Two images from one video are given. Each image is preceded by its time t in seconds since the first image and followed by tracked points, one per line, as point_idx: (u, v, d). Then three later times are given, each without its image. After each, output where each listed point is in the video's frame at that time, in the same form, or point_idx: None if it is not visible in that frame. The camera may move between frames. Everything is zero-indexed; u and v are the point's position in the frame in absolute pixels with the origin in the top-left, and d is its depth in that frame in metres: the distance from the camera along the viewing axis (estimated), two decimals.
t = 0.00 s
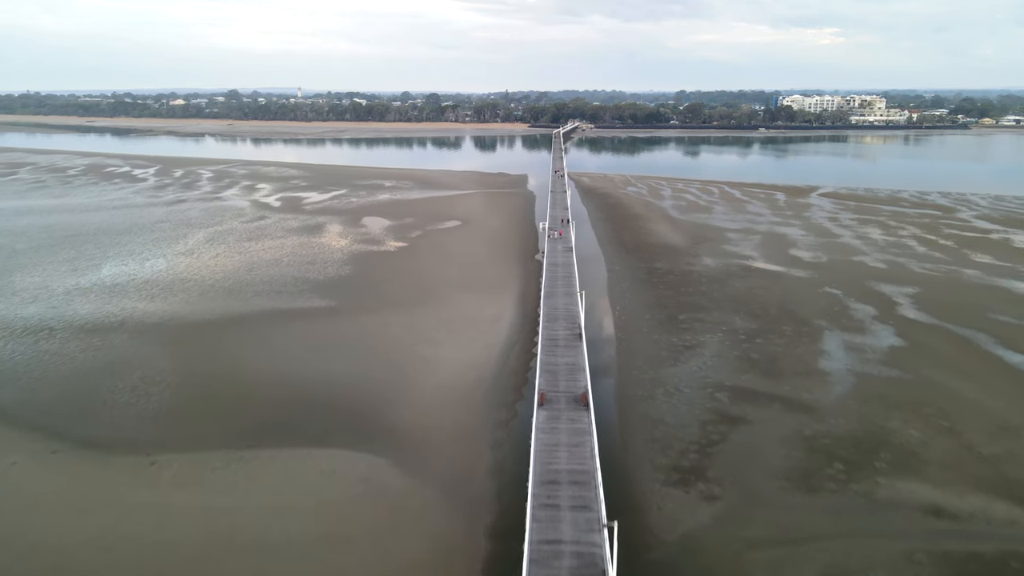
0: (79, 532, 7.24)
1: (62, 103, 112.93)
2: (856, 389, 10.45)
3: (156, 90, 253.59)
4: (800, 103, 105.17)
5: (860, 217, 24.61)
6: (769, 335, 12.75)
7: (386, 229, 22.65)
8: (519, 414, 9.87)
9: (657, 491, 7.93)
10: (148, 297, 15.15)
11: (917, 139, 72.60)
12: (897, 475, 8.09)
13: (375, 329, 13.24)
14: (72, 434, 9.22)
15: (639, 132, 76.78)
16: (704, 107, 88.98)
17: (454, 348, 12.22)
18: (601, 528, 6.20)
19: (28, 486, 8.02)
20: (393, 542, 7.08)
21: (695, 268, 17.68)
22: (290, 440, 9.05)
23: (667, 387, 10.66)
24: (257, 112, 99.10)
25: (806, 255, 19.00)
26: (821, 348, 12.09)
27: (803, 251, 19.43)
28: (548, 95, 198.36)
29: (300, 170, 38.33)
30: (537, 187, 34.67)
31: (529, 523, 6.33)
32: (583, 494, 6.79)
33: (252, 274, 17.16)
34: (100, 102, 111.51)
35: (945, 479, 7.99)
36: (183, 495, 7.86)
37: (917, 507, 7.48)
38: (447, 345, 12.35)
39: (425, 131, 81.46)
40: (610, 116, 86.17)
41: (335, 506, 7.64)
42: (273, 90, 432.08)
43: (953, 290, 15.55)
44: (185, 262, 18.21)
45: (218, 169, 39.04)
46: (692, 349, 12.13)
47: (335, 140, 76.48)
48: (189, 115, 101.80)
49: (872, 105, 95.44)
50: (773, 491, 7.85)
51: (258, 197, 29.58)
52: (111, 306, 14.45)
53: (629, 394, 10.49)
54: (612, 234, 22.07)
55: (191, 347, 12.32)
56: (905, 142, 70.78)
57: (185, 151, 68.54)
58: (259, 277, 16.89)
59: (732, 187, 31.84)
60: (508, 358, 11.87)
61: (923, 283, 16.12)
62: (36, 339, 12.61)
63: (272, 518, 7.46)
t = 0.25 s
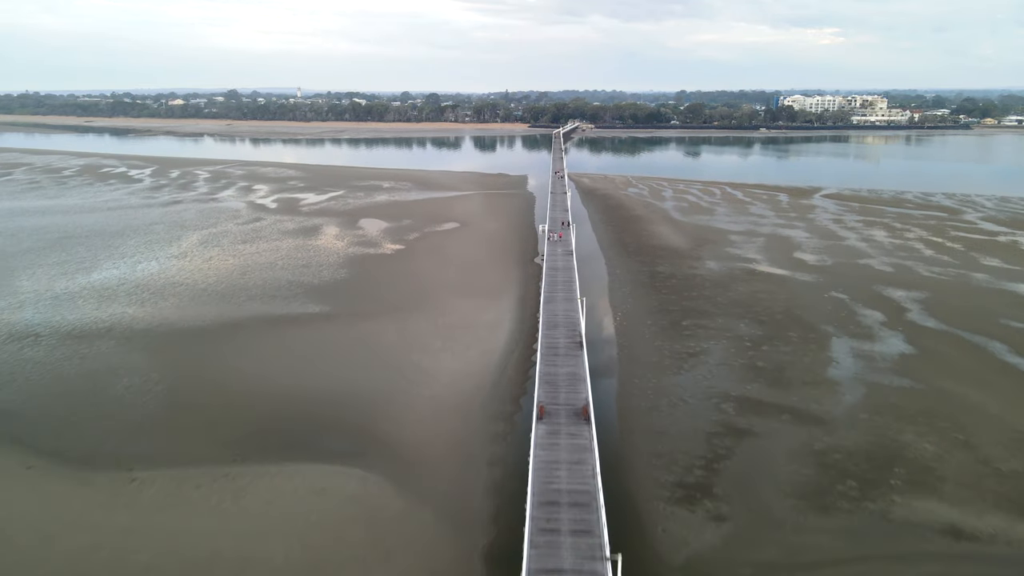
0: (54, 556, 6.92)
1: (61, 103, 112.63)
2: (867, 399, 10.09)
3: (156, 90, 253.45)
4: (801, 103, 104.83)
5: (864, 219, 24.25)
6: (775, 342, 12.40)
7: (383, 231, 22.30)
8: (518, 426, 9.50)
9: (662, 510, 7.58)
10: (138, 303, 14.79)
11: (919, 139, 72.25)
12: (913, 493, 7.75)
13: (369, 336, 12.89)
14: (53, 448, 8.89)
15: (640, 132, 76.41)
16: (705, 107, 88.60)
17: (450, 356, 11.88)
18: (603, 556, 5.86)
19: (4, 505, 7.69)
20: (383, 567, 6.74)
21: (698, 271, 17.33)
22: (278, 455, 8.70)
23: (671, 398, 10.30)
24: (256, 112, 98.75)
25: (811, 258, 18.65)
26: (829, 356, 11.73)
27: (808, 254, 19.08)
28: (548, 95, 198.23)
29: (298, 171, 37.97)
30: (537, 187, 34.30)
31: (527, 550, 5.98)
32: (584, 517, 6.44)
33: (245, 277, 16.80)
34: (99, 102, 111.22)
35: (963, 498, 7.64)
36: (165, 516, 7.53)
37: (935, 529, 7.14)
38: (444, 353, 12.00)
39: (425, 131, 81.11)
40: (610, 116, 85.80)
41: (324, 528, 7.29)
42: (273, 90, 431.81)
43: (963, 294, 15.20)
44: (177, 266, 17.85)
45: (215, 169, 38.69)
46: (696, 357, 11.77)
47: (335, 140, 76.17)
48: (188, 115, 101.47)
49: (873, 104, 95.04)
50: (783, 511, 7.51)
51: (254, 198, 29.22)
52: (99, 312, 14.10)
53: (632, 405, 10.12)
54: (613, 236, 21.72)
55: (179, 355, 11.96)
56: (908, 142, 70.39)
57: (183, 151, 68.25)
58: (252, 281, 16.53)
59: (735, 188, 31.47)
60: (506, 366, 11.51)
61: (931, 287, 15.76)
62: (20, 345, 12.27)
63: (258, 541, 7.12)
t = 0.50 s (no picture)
0: None
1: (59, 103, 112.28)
2: (879, 411, 9.72)
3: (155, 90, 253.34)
4: (802, 103, 104.52)
5: (869, 221, 23.88)
6: (781, 349, 12.05)
7: (380, 233, 21.96)
8: (516, 439, 9.13)
9: (667, 531, 7.24)
10: (127, 308, 14.45)
11: (921, 140, 71.90)
12: (930, 513, 7.40)
13: (363, 344, 12.55)
14: (31, 463, 8.55)
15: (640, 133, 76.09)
16: (705, 108, 88.24)
17: (446, 364, 11.52)
18: None
19: None
20: None
21: (701, 275, 16.98)
22: (265, 472, 8.36)
23: (675, 409, 9.94)
24: (255, 112, 98.40)
25: (816, 261, 18.28)
26: (837, 364, 11.38)
27: (813, 257, 18.73)
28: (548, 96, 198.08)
29: (295, 171, 37.61)
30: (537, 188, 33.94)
31: None
32: (585, 542, 6.09)
33: (238, 282, 16.44)
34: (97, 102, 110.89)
35: (983, 518, 7.30)
36: (145, 537, 7.18)
37: (955, 551, 6.79)
38: (439, 362, 11.66)
39: (424, 131, 80.76)
40: (610, 117, 85.44)
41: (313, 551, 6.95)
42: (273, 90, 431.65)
43: (972, 299, 14.85)
44: (169, 269, 17.50)
45: (212, 170, 38.36)
46: (701, 366, 11.43)
47: (334, 140, 75.85)
48: (187, 116, 101.16)
49: (875, 105, 94.75)
50: (794, 532, 7.16)
51: (250, 199, 28.87)
52: (86, 318, 13.75)
53: (634, 417, 9.76)
54: (614, 239, 21.36)
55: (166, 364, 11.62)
56: (909, 142, 70.07)
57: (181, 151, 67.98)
58: (245, 285, 16.18)
59: (736, 189, 31.13)
60: (504, 375, 11.15)
61: (940, 291, 15.41)
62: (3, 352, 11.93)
63: (242, 565, 6.77)
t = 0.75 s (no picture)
0: None
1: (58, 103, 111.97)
2: (891, 423, 9.38)
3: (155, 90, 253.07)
4: (803, 104, 104.17)
5: (873, 223, 23.52)
6: (788, 356, 11.70)
7: (377, 236, 21.62)
8: (514, 454, 8.79)
9: (672, 554, 6.90)
10: (115, 314, 14.08)
11: (923, 140, 71.56)
12: (949, 534, 7.06)
13: (357, 351, 12.22)
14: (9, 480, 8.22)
15: (640, 133, 75.75)
16: (706, 108, 87.88)
17: (441, 374, 11.19)
18: None
19: None
20: None
21: (704, 279, 16.64)
22: (251, 489, 8.06)
23: (679, 422, 9.60)
24: (254, 112, 98.04)
25: (820, 264, 17.93)
26: (846, 373, 11.05)
27: (817, 260, 18.39)
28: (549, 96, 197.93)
29: (292, 172, 37.28)
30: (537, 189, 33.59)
31: None
32: (587, 570, 5.76)
33: (231, 286, 16.10)
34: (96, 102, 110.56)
35: (1004, 541, 6.96)
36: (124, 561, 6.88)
37: None
38: (434, 371, 11.33)
39: (424, 132, 80.44)
40: (610, 117, 85.10)
41: None
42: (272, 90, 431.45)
43: (982, 304, 14.51)
44: (160, 273, 17.13)
45: (208, 170, 38.02)
46: (705, 375, 11.08)
47: (333, 140, 75.55)
48: (186, 116, 100.84)
49: (876, 105, 94.41)
50: (805, 555, 6.83)
51: (246, 201, 28.52)
52: (74, 324, 13.40)
53: (637, 430, 9.41)
54: (615, 241, 21.03)
55: (152, 373, 11.27)
56: (911, 142, 69.72)
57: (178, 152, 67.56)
58: (237, 290, 15.82)
59: (738, 190, 30.78)
60: (501, 385, 10.82)
61: (948, 296, 15.07)
62: None
63: None
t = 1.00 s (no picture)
0: None
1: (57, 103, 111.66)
2: (904, 436, 9.02)
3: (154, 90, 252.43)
4: (804, 103, 103.79)
5: (879, 225, 23.16)
6: (795, 365, 11.35)
7: (374, 238, 21.28)
8: (512, 469, 8.45)
9: None
10: (103, 319, 13.74)
11: (925, 141, 71.19)
12: (969, 559, 6.73)
13: (350, 359, 11.86)
14: None
15: (641, 133, 75.38)
16: (707, 108, 87.51)
17: (436, 383, 10.83)
18: None
19: None
20: None
21: (707, 283, 16.29)
22: (237, 506, 7.76)
23: (683, 435, 9.24)
24: (254, 112, 97.69)
25: (826, 268, 17.56)
26: (856, 382, 10.69)
27: (822, 263, 18.03)
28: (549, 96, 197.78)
29: (290, 173, 36.94)
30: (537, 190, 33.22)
31: None
32: None
33: (223, 291, 15.74)
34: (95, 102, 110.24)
35: None
36: None
37: None
38: (429, 380, 10.97)
39: (423, 132, 80.09)
40: (611, 117, 84.70)
41: None
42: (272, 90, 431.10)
43: (992, 310, 14.16)
44: (151, 277, 16.77)
45: (205, 171, 37.66)
46: (710, 385, 10.73)
47: (332, 141, 75.24)
48: (185, 116, 100.52)
49: (878, 105, 94.02)
50: None
51: (242, 202, 28.17)
52: (61, 330, 13.06)
53: (639, 444, 9.05)
54: (616, 244, 20.68)
55: (137, 381, 10.95)
56: (913, 142, 69.34)
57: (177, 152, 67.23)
58: (229, 295, 15.46)
59: (741, 191, 30.42)
60: (498, 396, 10.45)
61: (958, 300, 14.72)
62: None
63: None
